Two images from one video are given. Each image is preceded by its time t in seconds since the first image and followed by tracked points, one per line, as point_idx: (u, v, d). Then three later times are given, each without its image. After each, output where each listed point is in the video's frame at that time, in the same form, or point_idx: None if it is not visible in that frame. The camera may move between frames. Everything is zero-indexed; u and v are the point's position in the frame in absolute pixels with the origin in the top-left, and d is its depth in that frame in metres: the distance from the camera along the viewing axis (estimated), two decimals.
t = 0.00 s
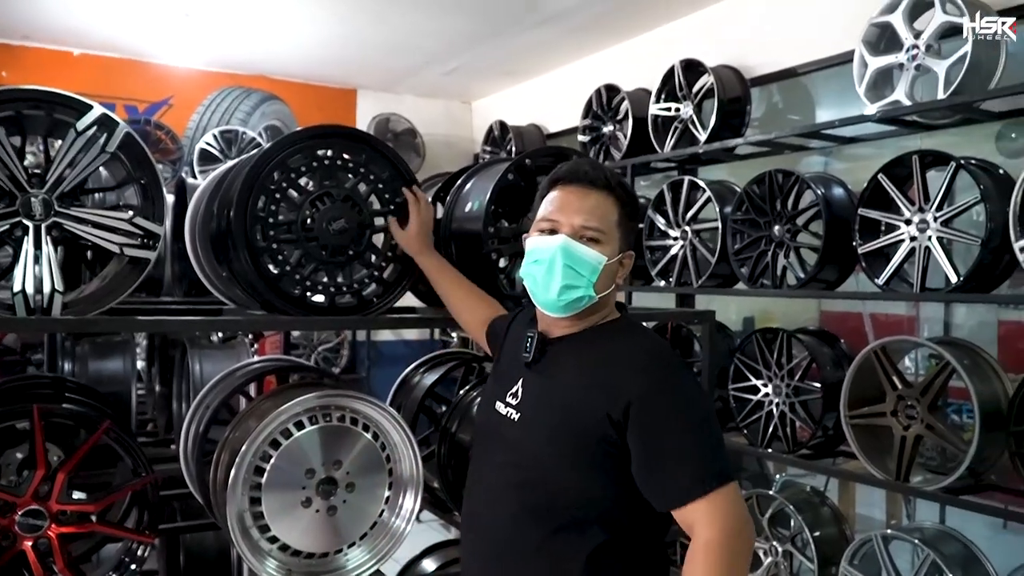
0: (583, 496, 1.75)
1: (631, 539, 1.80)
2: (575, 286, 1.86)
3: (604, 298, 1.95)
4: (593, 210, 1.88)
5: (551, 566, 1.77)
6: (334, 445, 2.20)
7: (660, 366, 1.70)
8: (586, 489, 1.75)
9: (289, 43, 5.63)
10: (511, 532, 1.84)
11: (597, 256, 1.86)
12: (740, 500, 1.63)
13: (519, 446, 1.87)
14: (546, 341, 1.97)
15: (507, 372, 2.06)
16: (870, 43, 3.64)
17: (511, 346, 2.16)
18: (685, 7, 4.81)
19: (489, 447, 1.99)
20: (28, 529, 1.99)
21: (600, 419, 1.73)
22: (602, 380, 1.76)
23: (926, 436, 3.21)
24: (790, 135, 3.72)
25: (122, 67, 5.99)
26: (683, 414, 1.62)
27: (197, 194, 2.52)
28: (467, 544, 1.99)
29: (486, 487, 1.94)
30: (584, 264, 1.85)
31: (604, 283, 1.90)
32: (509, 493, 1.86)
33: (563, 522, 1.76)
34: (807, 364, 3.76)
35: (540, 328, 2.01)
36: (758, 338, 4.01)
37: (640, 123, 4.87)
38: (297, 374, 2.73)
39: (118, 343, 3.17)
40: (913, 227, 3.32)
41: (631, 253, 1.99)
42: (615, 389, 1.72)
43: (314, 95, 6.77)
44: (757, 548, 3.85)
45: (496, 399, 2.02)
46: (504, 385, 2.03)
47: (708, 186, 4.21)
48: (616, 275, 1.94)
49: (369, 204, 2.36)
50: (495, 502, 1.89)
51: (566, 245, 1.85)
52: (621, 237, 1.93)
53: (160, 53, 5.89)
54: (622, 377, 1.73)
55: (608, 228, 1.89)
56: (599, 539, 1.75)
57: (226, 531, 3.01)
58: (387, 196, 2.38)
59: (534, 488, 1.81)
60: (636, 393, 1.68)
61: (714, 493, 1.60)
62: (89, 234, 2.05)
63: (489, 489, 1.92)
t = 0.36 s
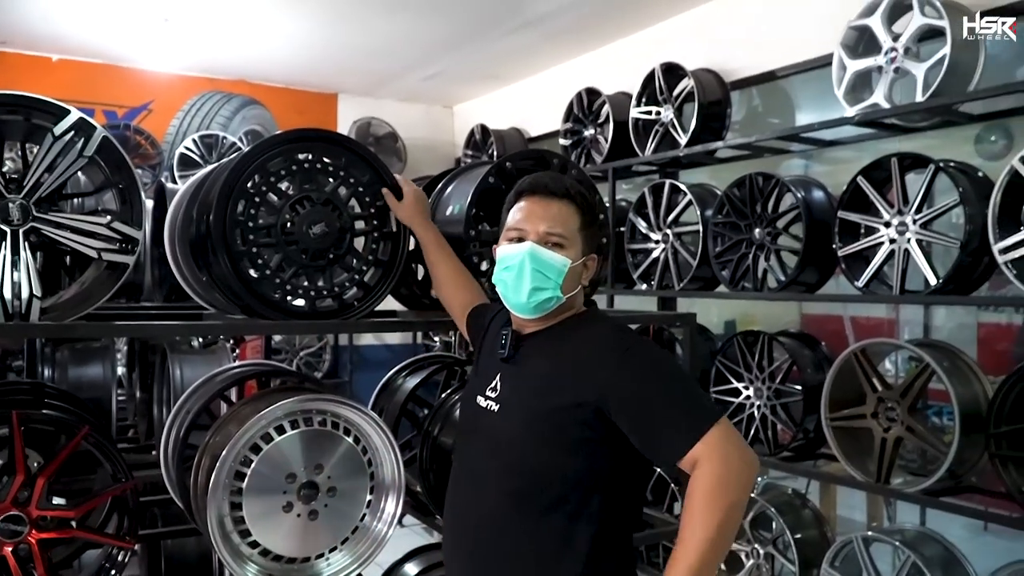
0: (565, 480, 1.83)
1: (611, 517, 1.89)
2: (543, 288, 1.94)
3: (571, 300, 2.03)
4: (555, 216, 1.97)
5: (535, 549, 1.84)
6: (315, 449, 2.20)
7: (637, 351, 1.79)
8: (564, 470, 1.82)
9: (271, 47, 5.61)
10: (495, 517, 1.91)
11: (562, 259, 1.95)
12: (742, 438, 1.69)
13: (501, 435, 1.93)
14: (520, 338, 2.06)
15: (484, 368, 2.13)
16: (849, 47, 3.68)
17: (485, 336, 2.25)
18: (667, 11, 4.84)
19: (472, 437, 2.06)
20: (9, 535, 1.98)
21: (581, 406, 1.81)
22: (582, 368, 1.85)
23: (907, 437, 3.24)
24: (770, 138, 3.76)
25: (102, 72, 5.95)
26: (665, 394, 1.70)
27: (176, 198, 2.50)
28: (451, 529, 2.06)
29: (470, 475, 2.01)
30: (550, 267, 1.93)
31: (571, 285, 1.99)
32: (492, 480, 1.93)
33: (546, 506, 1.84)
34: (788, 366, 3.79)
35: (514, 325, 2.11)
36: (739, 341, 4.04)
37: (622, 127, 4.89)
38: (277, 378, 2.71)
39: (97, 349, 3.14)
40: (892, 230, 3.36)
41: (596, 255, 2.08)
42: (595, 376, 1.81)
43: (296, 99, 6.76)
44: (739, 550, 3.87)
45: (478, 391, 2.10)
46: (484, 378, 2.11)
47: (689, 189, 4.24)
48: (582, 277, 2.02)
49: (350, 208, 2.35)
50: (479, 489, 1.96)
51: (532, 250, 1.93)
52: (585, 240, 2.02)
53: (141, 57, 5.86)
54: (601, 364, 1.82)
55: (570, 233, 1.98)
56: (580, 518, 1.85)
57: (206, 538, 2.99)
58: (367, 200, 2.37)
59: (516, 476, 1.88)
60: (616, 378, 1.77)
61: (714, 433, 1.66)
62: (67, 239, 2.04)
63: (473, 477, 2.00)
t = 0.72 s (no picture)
0: (570, 476, 1.84)
1: (618, 512, 1.90)
2: (549, 290, 1.94)
3: (577, 302, 2.03)
4: (559, 219, 1.97)
5: (542, 543, 1.86)
6: (317, 449, 2.19)
7: (640, 347, 1.80)
8: (567, 467, 1.83)
9: (275, 47, 5.61)
10: (503, 512, 1.93)
11: (567, 261, 1.95)
12: (748, 434, 1.68)
13: (508, 432, 1.95)
14: (529, 336, 2.06)
15: (496, 365, 2.14)
16: (854, 48, 3.68)
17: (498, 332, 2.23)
18: (671, 12, 4.84)
19: (482, 434, 2.07)
20: (13, 531, 1.98)
21: (585, 402, 1.82)
22: (586, 365, 1.86)
23: (911, 442, 3.24)
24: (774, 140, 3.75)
25: (107, 72, 5.96)
26: (666, 389, 1.70)
27: (179, 197, 2.50)
28: (463, 522, 2.09)
29: (478, 470, 2.03)
30: (556, 270, 1.94)
31: (577, 287, 1.99)
32: (499, 477, 1.94)
33: (553, 501, 1.85)
34: (791, 369, 3.79)
35: (524, 324, 2.11)
36: (742, 343, 4.03)
37: (625, 128, 4.89)
38: (279, 378, 2.71)
39: (100, 347, 3.15)
40: (898, 233, 3.35)
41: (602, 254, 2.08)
42: (598, 373, 1.82)
43: (300, 99, 6.76)
44: (741, 554, 3.86)
45: (490, 388, 2.11)
46: (496, 376, 2.11)
47: (692, 191, 4.24)
48: (588, 277, 2.02)
49: (353, 208, 2.35)
50: (487, 485, 1.98)
51: (539, 254, 1.93)
52: (589, 241, 2.02)
53: (145, 57, 5.87)
54: (604, 361, 1.82)
55: (574, 235, 1.98)
56: (588, 512, 1.86)
57: (208, 537, 2.99)
58: (371, 200, 2.37)
59: (522, 474, 1.89)
60: (619, 375, 1.78)
61: (717, 421, 1.66)
62: (71, 237, 2.04)
63: (481, 472, 2.01)
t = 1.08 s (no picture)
0: (605, 473, 1.83)
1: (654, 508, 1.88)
2: (570, 282, 1.94)
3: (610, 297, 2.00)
4: (583, 214, 1.96)
5: (578, 539, 1.86)
6: (346, 447, 2.19)
7: (674, 343, 1.78)
8: (602, 466, 1.82)
9: (299, 46, 5.64)
10: (539, 509, 1.93)
11: (590, 254, 1.93)
12: (781, 441, 1.66)
13: (543, 428, 1.94)
14: (571, 331, 2.06)
15: (535, 362, 2.14)
16: (886, 44, 3.61)
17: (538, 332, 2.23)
18: (697, 8, 4.79)
19: (518, 430, 2.07)
20: (45, 527, 2.00)
21: (619, 398, 1.80)
22: (620, 362, 1.84)
23: (945, 443, 3.18)
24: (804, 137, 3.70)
25: (135, 71, 6.02)
26: (698, 385, 1.69)
27: (210, 194, 2.51)
28: (499, 518, 2.09)
29: (514, 466, 2.03)
30: (577, 263, 1.93)
31: (605, 281, 1.96)
32: (535, 473, 1.94)
33: (588, 497, 1.85)
34: (821, 368, 3.74)
35: (565, 320, 2.11)
36: (770, 342, 3.99)
37: (652, 125, 4.85)
38: (307, 375, 2.72)
39: (130, 344, 3.18)
40: (931, 231, 3.29)
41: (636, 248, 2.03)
42: (632, 369, 1.80)
43: (324, 97, 6.79)
44: (769, 554, 3.82)
45: (529, 383, 2.11)
46: (534, 372, 2.11)
47: (720, 188, 4.20)
48: (619, 271, 1.99)
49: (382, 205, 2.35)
50: (523, 481, 1.98)
51: (558, 248, 1.94)
52: (619, 235, 1.99)
53: (172, 56, 5.92)
54: (638, 357, 1.81)
55: (598, 228, 1.96)
56: (621, 510, 1.85)
57: (236, 533, 3.00)
58: (399, 197, 2.37)
59: (556, 471, 1.88)
60: (652, 371, 1.76)
61: (751, 426, 1.64)
62: (103, 234, 2.05)
63: (517, 468, 2.01)
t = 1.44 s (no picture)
0: (618, 469, 1.83)
1: (669, 504, 1.88)
2: (581, 285, 1.93)
3: (619, 296, 1.99)
4: (593, 215, 1.95)
5: (593, 536, 1.85)
6: (358, 444, 2.19)
7: (685, 337, 1.78)
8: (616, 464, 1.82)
9: (308, 43, 5.64)
10: (553, 506, 1.92)
11: (599, 255, 1.93)
12: (784, 430, 1.67)
13: (556, 424, 1.94)
14: (579, 329, 2.05)
15: (548, 358, 2.13)
16: (901, 41, 3.58)
17: (553, 331, 2.21)
18: (709, 5, 4.77)
19: (530, 426, 2.07)
20: (56, 524, 2.01)
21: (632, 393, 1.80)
22: (634, 361, 1.83)
23: (958, 442, 3.15)
24: (817, 135, 3.68)
25: (146, 68, 6.04)
26: (714, 383, 1.68)
27: (222, 190, 2.51)
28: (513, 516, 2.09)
29: (527, 463, 2.02)
30: (587, 264, 1.92)
31: (615, 281, 1.95)
32: (548, 470, 1.93)
33: (602, 493, 1.84)
34: (833, 367, 3.71)
35: (574, 317, 2.11)
36: (782, 340, 3.97)
37: (663, 122, 4.83)
38: (318, 372, 2.71)
39: (142, 340, 3.18)
40: (945, 229, 3.26)
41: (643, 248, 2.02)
42: (646, 368, 1.79)
43: (334, 94, 6.80)
44: (780, 553, 3.81)
45: (541, 380, 2.10)
46: (547, 368, 2.10)
47: (732, 186, 4.18)
48: (627, 272, 1.98)
49: (394, 201, 2.34)
50: (537, 478, 1.97)
51: (568, 250, 1.93)
52: (625, 235, 1.98)
53: (183, 53, 5.93)
54: (651, 354, 1.80)
55: (607, 227, 1.94)
56: (635, 508, 1.84)
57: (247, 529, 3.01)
58: (412, 194, 2.36)
59: (569, 470, 1.88)
60: (664, 365, 1.76)
61: (753, 415, 1.65)
62: (116, 230, 2.05)
63: (530, 465, 2.00)
